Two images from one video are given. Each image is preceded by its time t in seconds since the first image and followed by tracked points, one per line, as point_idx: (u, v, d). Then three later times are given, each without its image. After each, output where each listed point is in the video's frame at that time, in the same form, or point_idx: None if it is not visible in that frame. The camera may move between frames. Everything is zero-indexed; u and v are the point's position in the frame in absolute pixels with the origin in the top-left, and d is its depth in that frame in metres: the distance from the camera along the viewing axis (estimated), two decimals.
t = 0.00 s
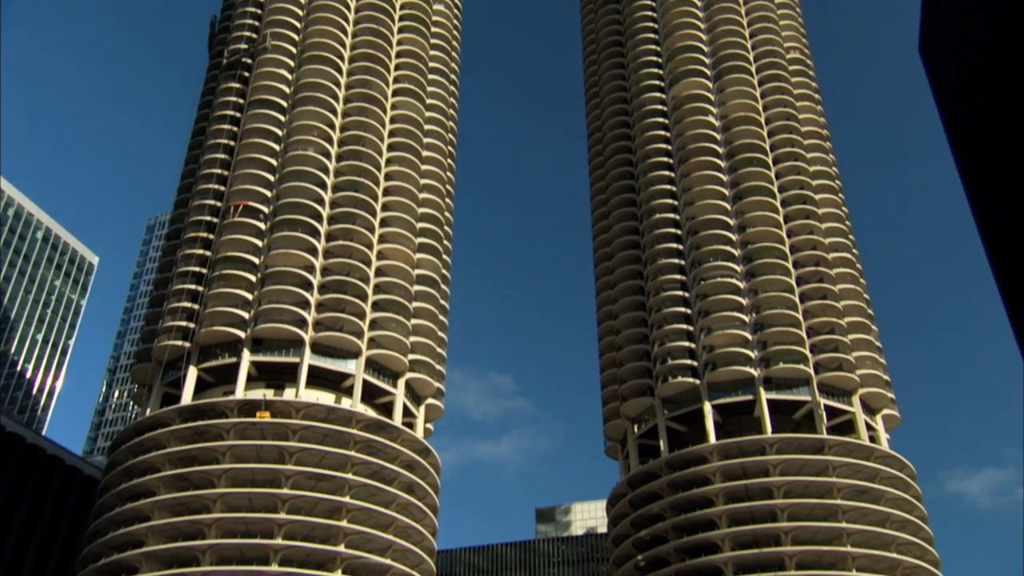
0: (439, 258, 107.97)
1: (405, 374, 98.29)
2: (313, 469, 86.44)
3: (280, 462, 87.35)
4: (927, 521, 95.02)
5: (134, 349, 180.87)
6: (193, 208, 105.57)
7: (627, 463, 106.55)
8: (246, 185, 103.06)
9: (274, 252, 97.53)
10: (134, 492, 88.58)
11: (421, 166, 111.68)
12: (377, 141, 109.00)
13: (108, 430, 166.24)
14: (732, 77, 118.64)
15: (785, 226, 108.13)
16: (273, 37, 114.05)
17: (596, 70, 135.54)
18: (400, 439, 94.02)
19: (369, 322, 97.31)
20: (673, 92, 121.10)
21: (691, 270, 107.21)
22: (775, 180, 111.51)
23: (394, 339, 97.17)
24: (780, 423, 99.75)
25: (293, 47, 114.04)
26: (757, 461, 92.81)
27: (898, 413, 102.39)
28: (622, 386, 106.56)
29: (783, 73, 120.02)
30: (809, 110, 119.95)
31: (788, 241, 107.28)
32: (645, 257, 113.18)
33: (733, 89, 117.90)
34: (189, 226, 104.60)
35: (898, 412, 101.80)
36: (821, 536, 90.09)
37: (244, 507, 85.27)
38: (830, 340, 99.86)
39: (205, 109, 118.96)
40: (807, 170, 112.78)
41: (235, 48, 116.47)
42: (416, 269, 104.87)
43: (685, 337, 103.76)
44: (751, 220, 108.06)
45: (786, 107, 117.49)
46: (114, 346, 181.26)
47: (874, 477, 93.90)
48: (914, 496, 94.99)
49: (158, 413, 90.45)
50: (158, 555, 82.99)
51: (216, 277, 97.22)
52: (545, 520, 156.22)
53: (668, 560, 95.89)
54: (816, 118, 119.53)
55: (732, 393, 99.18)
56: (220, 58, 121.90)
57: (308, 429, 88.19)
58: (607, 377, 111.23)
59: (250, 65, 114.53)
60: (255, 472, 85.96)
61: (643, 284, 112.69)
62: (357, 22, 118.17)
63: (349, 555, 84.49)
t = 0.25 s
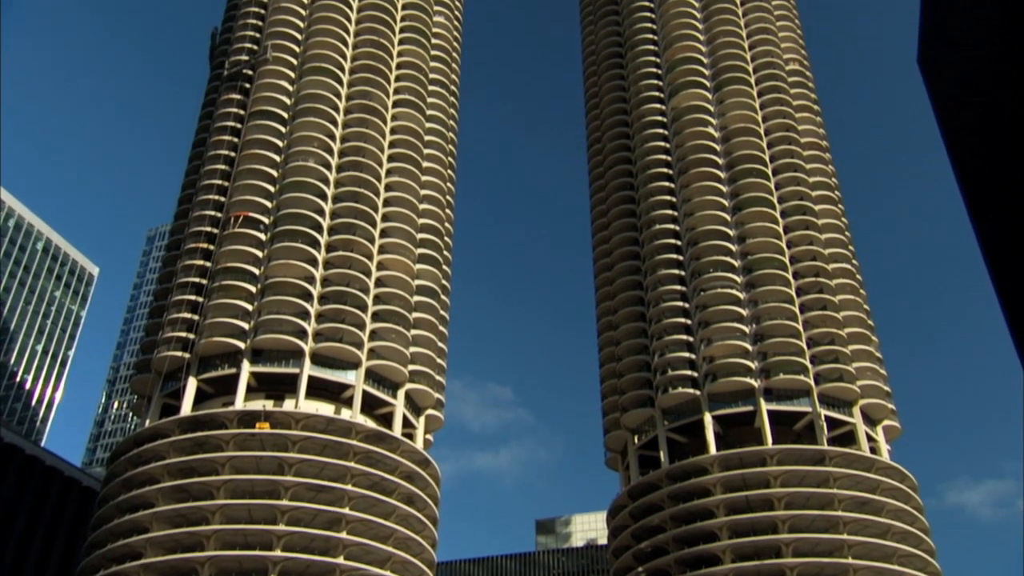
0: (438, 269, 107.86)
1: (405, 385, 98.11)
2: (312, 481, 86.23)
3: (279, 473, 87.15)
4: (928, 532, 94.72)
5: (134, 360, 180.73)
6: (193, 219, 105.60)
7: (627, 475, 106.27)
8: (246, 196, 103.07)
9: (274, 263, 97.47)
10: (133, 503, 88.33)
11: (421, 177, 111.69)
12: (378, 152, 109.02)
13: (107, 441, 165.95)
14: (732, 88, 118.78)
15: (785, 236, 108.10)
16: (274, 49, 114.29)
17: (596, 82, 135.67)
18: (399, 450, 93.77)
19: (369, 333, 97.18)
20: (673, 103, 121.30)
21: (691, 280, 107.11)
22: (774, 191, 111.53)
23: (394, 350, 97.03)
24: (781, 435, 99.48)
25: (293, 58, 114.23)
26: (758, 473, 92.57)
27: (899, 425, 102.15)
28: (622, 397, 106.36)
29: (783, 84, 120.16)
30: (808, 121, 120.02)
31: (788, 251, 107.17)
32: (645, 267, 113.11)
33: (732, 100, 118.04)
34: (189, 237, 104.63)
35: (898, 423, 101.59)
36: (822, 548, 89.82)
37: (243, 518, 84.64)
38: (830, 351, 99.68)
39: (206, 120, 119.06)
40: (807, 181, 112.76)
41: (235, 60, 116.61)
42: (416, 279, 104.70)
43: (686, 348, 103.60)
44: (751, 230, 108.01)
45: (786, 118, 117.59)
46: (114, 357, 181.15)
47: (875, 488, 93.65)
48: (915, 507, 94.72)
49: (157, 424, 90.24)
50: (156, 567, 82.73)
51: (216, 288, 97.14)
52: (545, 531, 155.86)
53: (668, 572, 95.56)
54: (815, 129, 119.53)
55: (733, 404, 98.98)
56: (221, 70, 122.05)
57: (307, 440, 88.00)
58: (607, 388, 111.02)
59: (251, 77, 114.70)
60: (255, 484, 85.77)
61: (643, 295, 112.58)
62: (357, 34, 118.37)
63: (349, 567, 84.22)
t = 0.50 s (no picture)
0: (438, 280, 107.78)
1: (404, 397, 97.91)
2: (311, 494, 85.97)
3: (278, 485, 86.92)
4: (929, 546, 94.35)
5: (133, 372, 180.66)
6: (193, 231, 105.68)
7: (627, 487, 105.93)
8: (246, 208, 103.12)
9: (274, 275, 97.43)
10: (131, 516, 88.05)
11: (421, 189, 111.76)
12: (378, 165, 109.17)
13: (105, 454, 165.66)
14: (731, 101, 119.07)
15: (785, 249, 108.13)
16: (275, 62, 114.65)
17: (596, 95, 135.89)
18: (399, 462, 93.46)
19: (369, 345, 97.03)
20: (672, 116, 121.63)
21: (691, 292, 107.05)
22: (774, 204, 111.64)
23: (393, 362, 96.87)
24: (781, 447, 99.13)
25: (294, 71, 114.60)
26: (759, 486, 92.25)
27: (900, 437, 101.85)
28: (622, 410, 106.15)
29: (781, 98, 120.44)
30: (807, 135, 120.21)
31: (788, 264, 107.10)
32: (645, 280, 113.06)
33: (732, 113, 118.23)
34: (189, 250, 104.67)
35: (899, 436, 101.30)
36: (823, 562, 89.44)
37: (242, 531, 84.40)
38: (830, 363, 99.46)
39: (207, 132, 119.28)
40: (806, 193, 112.82)
41: (237, 73, 116.90)
42: (416, 291, 104.60)
43: (686, 361, 103.41)
44: (750, 243, 108.01)
45: (785, 131, 117.76)
46: (113, 369, 181.05)
47: (876, 501, 93.32)
48: (916, 521, 94.37)
49: (156, 436, 89.97)
50: None
51: (216, 300, 97.07)
52: (545, 544, 155.38)
53: None
54: (814, 142, 119.67)
55: (733, 416, 98.73)
56: (222, 82, 122.30)
57: (307, 452, 87.76)
58: (607, 400, 110.85)
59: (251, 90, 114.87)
60: (254, 497, 85.57)
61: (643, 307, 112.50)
62: (358, 47, 118.73)
63: None
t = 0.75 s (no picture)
0: (438, 292, 107.66)
1: (404, 410, 97.69)
2: (311, 507, 85.72)
3: (278, 498, 86.69)
4: (930, 559, 94.00)
5: (133, 384, 180.51)
6: (193, 243, 105.62)
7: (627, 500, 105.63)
8: (246, 220, 103.08)
9: (274, 287, 97.33)
10: (130, 529, 87.76)
11: (421, 201, 111.74)
12: (378, 177, 109.17)
13: (104, 466, 165.30)
14: (731, 113, 119.22)
15: (785, 261, 108.04)
16: (276, 74, 114.73)
17: (596, 107, 136.02)
18: (398, 475, 93.17)
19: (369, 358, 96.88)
20: (672, 127, 121.75)
21: (692, 304, 106.93)
22: (774, 216, 111.62)
23: (393, 375, 96.69)
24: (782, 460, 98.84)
25: (295, 84, 114.76)
26: (760, 498, 92.04)
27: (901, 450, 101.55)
28: (622, 422, 105.96)
29: (781, 110, 120.57)
30: (807, 147, 120.23)
31: (788, 276, 106.96)
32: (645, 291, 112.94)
33: (732, 125, 118.35)
34: (189, 261, 104.61)
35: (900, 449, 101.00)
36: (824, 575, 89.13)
37: (242, 544, 84.08)
38: (831, 375, 99.24)
39: (207, 144, 119.36)
40: (806, 205, 112.71)
41: (238, 86, 117.02)
42: (416, 303, 104.49)
43: (686, 373, 103.25)
44: (750, 254, 107.92)
45: (784, 143, 117.77)
46: (113, 381, 180.88)
47: (877, 514, 93.01)
48: (918, 534, 94.04)
49: (155, 449, 89.70)
50: None
51: (216, 312, 96.95)
52: (545, 557, 154.88)
53: None
54: (814, 154, 119.68)
55: (734, 429, 98.51)
56: (223, 95, 122.43)
57: (307, 465, 87.52)
58: (607, 413, 110.68)
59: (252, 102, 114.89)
60: (254, 510, 85.37)
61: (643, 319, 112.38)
62: (358, 60, 118.91)
63: None
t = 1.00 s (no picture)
0: (438, 303, 107.56)
1: (404, 421, 97.46)
2: (310, 519, 85.38)
3: (277, 510, 86.43)
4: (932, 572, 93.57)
5: (132, 396, 180.33)
6: (193, 254, 105.66)
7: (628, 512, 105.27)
8: (247, 232, 103.12)
9: (274, 298, 97.29)
10: (128, 542, 87.46)
11: (421, 213, 111.77)
12: (378, 189, 109.25)
13: (103, 478, 164.93)
14: (731, 126, 119.51)
15: (784, 273, 108.04)
16: (277, 87, 115.07)
17: (596, 119, 136.25)
18: (398, 486, 92.80)
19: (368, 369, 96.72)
20: (671, 140, 121.98)
21: (691, 316, 106.85)
22: (773, 228, 111.68)
23: (393, 386, 96.50)
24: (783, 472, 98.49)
25: (296, 97, 115.11)
26: (760, 511, 91.72)
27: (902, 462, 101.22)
28: (622, 434, 105.75)
29: (780, 122, 120.85)
30: (806, 159, 120.38)
31: (788, 288, 106.95)
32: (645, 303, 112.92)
33: (731, 138, 118.60)
34: (189, 273, 104.60)
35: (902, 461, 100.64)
36: None
37: (240, 556, 83.60)
38: (831, 387, 99.02)
39: (208, 156, 119.56)
40: (805, 217, 112.75)
41: (239, 98, 117.23)
42: (416, 314, 104.47)
43: (686, 385, 103.06)
44: (750, 266, 107.86)
45: (784, 156, 118.01)
46: (112, 393, 180.71)
47: (878, 527, 92.63)
48: (919, 547, 93.66)
49: (154, 460, 89.39)
50: None
51: (216, 324, 96.85)
52: (545, 570, 154.29)
53: None
54: (813, 167, 119.84)
55: (734, 440, 98.24)
56: (224, 107, 122.72)
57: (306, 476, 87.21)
58: (607, 424, 110.48)
59: (253, 114, 115.08)
60: (252, 522, 85.04)
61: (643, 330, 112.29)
62: (358, 73, 119.22)
63: None
